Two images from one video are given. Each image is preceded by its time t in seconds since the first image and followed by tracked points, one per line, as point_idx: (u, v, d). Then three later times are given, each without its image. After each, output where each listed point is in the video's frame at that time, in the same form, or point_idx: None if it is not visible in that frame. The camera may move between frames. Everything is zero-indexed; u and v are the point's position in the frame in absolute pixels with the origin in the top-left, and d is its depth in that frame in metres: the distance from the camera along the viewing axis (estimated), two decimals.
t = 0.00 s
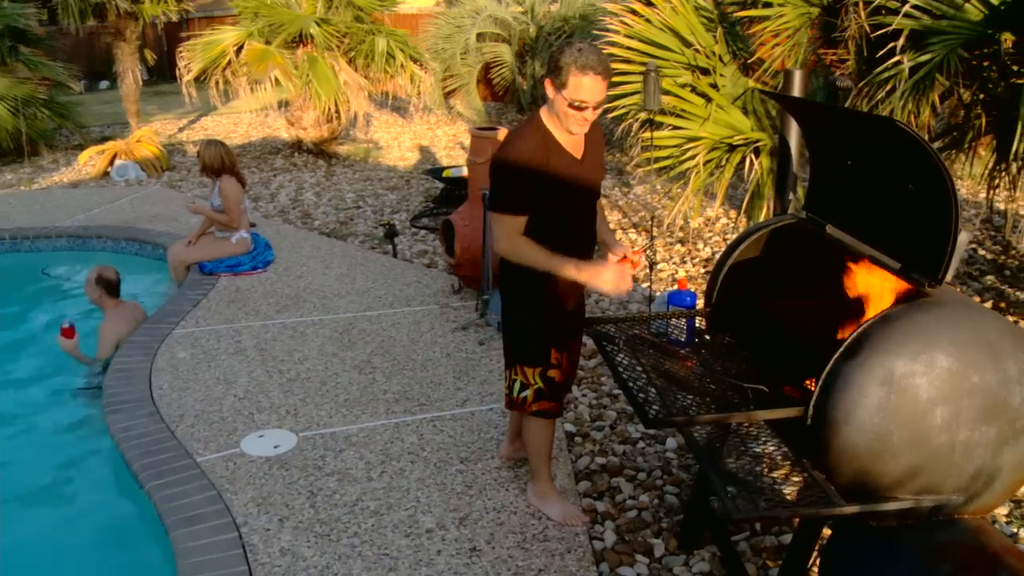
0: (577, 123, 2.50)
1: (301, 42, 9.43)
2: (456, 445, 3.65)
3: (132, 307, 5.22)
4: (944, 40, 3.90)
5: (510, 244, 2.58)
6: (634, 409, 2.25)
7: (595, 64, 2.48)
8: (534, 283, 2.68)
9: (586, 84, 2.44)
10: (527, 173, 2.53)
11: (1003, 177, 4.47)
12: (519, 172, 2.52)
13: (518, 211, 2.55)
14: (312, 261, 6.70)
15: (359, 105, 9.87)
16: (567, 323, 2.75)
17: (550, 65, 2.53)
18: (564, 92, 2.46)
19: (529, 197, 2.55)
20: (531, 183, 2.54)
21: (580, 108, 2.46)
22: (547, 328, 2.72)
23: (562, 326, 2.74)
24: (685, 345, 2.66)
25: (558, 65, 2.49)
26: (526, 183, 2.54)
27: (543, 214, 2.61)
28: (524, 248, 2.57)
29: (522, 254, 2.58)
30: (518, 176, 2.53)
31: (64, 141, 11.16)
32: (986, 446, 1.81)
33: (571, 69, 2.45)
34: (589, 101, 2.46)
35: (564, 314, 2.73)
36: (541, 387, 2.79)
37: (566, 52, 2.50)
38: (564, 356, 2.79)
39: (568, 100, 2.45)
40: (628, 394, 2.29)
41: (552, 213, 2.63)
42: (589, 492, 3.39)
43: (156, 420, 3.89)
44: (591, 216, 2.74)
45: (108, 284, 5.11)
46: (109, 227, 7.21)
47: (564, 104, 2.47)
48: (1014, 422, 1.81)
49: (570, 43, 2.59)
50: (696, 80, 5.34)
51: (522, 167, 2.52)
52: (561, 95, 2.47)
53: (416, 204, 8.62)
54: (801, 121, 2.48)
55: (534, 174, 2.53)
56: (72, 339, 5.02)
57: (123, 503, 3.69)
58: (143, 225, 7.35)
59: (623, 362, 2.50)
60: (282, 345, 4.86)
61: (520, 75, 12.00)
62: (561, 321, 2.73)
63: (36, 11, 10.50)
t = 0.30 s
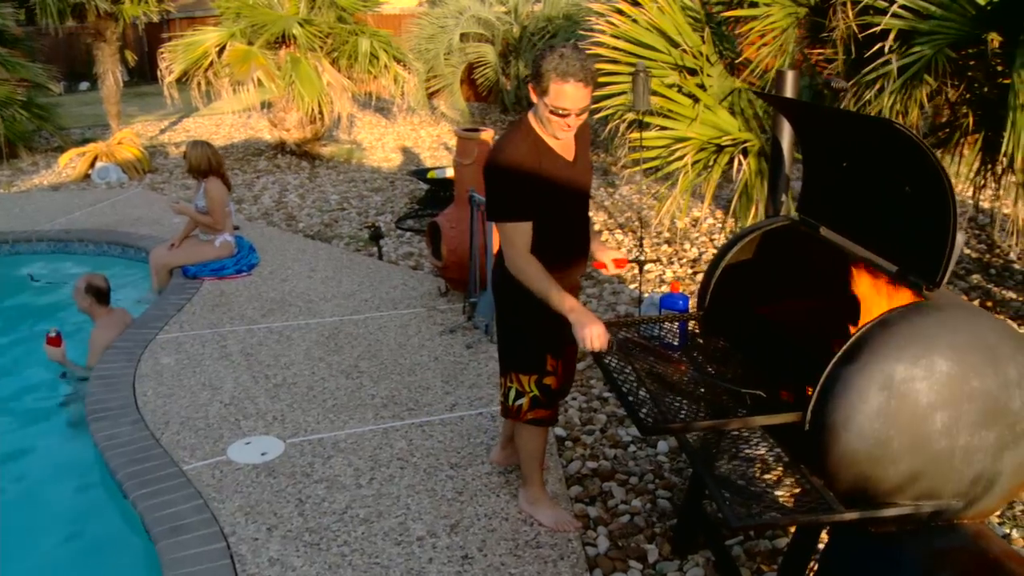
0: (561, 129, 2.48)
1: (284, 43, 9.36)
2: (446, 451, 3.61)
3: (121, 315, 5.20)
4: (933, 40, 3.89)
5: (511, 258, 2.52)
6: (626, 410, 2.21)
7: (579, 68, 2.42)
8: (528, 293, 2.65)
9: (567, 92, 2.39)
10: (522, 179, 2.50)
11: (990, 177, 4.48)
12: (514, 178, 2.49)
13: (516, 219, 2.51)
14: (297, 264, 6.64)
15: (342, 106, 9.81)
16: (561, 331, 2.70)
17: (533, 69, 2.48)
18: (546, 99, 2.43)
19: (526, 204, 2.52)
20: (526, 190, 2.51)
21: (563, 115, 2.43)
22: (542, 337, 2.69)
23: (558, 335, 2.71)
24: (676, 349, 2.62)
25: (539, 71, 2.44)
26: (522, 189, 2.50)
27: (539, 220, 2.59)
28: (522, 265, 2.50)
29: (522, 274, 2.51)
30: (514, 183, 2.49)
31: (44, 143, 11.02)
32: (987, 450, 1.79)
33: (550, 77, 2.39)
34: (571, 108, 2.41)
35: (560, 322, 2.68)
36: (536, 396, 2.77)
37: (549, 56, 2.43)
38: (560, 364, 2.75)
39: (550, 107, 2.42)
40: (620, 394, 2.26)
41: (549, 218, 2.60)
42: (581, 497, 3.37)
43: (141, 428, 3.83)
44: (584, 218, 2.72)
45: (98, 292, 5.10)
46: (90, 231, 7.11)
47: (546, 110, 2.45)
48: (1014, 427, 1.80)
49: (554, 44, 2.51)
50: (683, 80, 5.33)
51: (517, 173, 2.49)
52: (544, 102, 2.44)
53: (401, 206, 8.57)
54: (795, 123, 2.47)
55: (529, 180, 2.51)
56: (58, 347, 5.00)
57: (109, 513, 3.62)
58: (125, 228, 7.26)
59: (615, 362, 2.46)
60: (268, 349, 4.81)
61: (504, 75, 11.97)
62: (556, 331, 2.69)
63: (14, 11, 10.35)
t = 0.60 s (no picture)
0: (548, 125, 2.46)
1: (263, 44, 9.28)
2: (433, 456, 3.57)
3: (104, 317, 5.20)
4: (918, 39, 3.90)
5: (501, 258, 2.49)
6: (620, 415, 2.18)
7: (563, 66, 2.41)
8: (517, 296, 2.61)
9: (553, 88, 2.38)
10: (508, 180, 2.46)
11: (973, 176, 4.50)
12: (501, 179, 2.45)
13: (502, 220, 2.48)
14: (279, 267, 6.57)
15: (323, 108, 9.74)
16: (553, 332, 2.67)
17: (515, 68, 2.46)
18: (530, 96, 2.41)
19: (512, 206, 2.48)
20: (512, 192, 2.47)
21: (549, 111, 2.41)
22: (533, 337, 2.65)
23: (548, 334, 2.66)
24: (667, 353, 2.61)
25: (522, 69, 2.42)
26: (508, 191, 2.46)
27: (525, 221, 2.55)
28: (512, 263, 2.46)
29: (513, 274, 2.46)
30: (501, 184, 2.46)
31: (19, 146, 10.86)
32: (984, 454, 1.78)
33: (534, 73, 2.39)
34: (557, 103, 2.40)
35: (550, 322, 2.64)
36: (529, 397, 2.72)
37: (532, 54, 2.43)
38: (552, 364, 2.71)
39: (536, 104, 2.40)
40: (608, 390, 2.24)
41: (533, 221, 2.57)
42: (570, 502, 3.34)
43: (122, 436, 3.76)
44: (568, 219, 2.68)
45: (78, 298, 5.07)
46: (68, 235, 7.01)
47: (533, 108, 2.42)
48: (1011, 430, 1.79)
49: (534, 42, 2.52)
50: (668, 80, 5.33)
51: (503, 174, 2.45)
52: (528, 100, 2.42)
53: (383, 208, 8.51)
54: (786, 123, 2.45)
55: (515, 181, 2.47)
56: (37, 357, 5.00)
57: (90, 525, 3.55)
58: (104, 232, 7.16)
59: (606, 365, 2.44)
60: (251, 355, 4.74)
61: (485, 75, 11.95)
62: (546, 331, 2.65)
63: None
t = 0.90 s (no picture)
0: (531, 120, 2.43)
1: (243, 45, 9.19)
2: (421, 463, 3.53)
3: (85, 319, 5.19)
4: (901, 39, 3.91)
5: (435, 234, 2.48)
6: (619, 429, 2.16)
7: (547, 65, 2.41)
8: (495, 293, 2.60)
9: (537, 82, 2.37)
10: (480, 175, 2.42)
11: (957, 176, 4.52)
12: (469, 173, 2.42)
13: (461, 212, 2.45)
14: (261, 271, 6.50)
15: (303, 109, 9.65)
16: (535, 330, 2.65)
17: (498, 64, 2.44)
18: (514, 91, 2.39)
19: (477, 200, 2.45)
20: (480, 187, 2.44)
21: (533, 104, 2.39)
22: (513, 335, 2.61)
23: (527, 331, 2.63)
24: (658, 358, 2.58)
25: (505, 66, 2.42)
26: (476, 185, 2.43)
27: (493, 220, 2.51)
28: (451, 246, 2.46)
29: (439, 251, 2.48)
30: (469, 177, 2.42)
31: None
32: (982, 458, 1.77)
33: (517, 66, 2.39)
34: (540, 97, 2.38)
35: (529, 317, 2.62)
36: (511, 395, 2.67)
37: (510, 53, 2.43)
38: (533, 360, 2.68)
39: (520, 98, 2.38)
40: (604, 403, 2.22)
41: (505, 220, 2.51)
42: (560, 508, 3.31)
43: (104, 445, 3.69)
44: (548, 222, 2.62)
45: (52, 303, 4.90)
46: (46, 239, 6.90)
47: (517, 103, 2.40)
48: (1009, 434, 1.78)
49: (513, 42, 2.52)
50: (653, 81, 5.32)
51: (474, 168, 2.42)
52: (512, 95, 2.40)
53: (365, 209, 8.45)
54: (781, 124, 2.42)
55: (486, 176, 2.43)
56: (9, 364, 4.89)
57: (70, 536, 3.47)
58: (82, 236, 7.05)
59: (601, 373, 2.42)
60: (234, 360, 4.68)
61: (466, 76, 11.91)
62: (526, 328, 2.63)
63: None
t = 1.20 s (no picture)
0: (513, 121, 2.36)
1: (220, 46, 9.10)
2: (407, 470, 3.50)
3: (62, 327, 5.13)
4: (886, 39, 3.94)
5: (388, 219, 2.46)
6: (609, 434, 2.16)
7: (531, 68, 2.35)
8: (470, 292, 2.51)
9: (517, 83, 2.31)
10: (446, 174, 2.38)
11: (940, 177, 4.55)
12: (435, 171, 2.38)
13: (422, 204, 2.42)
14: (242, 275, 6.42)
15: (282, 111, 9.57)
16: (514, 330, 2.54)
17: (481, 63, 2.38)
18: (497, 92, 2.32)
19: (439, 197, 2.41)
20: (447, 187, 2.39)
21: (514, 106, 2.32)
22: (489, 331, 2.51)
23: (504, 330, 2.52)
24: (648, 361, 2.59)
25: (487, 67, 2.36)
26: (445, 185, 2.39)
27: (458, 220, 2.45)
28: (400, 236, 2.44)
29: (389, 236, 2.46)
30: (434, 174, 2.38)
31: None
32: (978, 463, 1.77)
33: (500, 68, 2.33)
34: (522, 98, 2.32)
35: (505, 315, 2.51)
36: (489, 393, 2.56)
37: (492, 52, 2.37)
38: (513, 359, 2.55)
39: (502, 99, 2.32)
40: (597, 411, 2.23)
41: (473, 222, 2.45)
42: (549, 514, 3.28)
43: (84, 456, 3.62)
44: (527, 227, 2.54)
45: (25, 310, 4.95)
46: (21, 244, 6.79)
47: (499, 104, 2.33)
48: (1005, 438, 1.77)
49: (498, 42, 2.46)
50: (636, 82, 5.32)
51: (440, 166, 2.37)
52: (493, 96, 2.33)
53: (346, 212, 8.38)
54: (772, 126, 2.40)
55: (452, 177, 2.38)
56: None
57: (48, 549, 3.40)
58: (58, 241, 6.94)
59: (592, 378, 2.42)
60: (216, 367, 4.62)
61: (445, 76, 11.86)
62: (503, 327, 2.52)
63: None
